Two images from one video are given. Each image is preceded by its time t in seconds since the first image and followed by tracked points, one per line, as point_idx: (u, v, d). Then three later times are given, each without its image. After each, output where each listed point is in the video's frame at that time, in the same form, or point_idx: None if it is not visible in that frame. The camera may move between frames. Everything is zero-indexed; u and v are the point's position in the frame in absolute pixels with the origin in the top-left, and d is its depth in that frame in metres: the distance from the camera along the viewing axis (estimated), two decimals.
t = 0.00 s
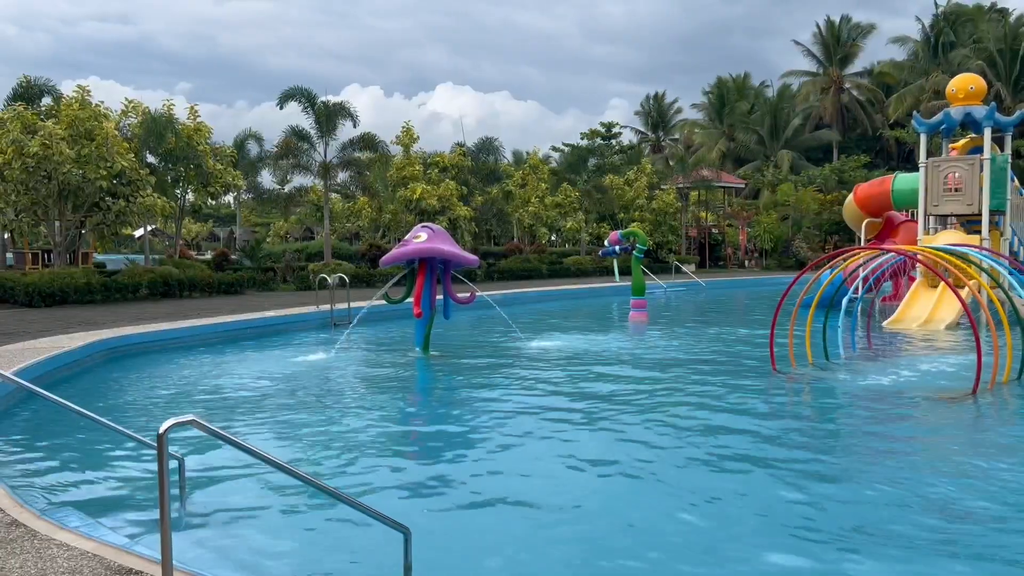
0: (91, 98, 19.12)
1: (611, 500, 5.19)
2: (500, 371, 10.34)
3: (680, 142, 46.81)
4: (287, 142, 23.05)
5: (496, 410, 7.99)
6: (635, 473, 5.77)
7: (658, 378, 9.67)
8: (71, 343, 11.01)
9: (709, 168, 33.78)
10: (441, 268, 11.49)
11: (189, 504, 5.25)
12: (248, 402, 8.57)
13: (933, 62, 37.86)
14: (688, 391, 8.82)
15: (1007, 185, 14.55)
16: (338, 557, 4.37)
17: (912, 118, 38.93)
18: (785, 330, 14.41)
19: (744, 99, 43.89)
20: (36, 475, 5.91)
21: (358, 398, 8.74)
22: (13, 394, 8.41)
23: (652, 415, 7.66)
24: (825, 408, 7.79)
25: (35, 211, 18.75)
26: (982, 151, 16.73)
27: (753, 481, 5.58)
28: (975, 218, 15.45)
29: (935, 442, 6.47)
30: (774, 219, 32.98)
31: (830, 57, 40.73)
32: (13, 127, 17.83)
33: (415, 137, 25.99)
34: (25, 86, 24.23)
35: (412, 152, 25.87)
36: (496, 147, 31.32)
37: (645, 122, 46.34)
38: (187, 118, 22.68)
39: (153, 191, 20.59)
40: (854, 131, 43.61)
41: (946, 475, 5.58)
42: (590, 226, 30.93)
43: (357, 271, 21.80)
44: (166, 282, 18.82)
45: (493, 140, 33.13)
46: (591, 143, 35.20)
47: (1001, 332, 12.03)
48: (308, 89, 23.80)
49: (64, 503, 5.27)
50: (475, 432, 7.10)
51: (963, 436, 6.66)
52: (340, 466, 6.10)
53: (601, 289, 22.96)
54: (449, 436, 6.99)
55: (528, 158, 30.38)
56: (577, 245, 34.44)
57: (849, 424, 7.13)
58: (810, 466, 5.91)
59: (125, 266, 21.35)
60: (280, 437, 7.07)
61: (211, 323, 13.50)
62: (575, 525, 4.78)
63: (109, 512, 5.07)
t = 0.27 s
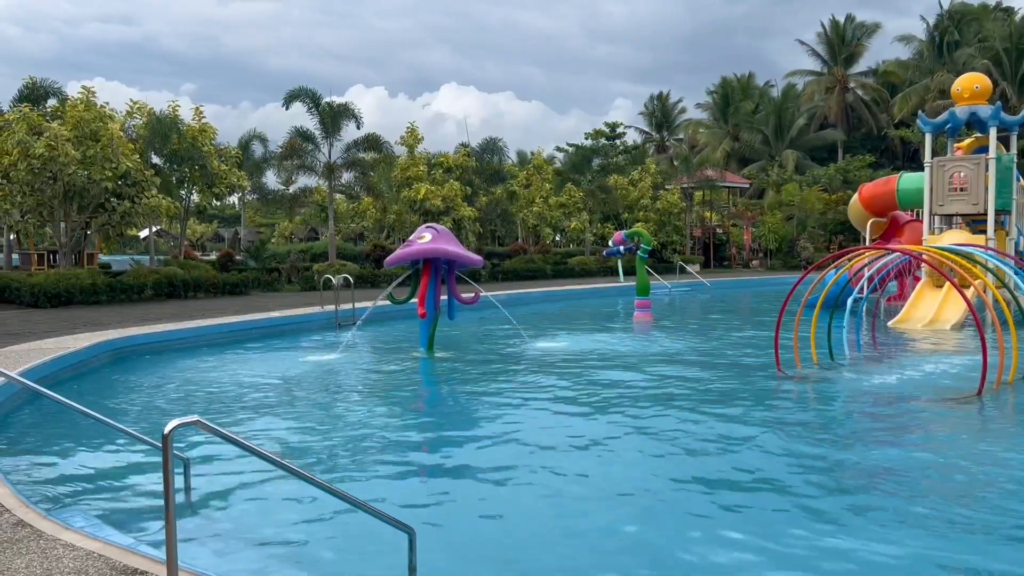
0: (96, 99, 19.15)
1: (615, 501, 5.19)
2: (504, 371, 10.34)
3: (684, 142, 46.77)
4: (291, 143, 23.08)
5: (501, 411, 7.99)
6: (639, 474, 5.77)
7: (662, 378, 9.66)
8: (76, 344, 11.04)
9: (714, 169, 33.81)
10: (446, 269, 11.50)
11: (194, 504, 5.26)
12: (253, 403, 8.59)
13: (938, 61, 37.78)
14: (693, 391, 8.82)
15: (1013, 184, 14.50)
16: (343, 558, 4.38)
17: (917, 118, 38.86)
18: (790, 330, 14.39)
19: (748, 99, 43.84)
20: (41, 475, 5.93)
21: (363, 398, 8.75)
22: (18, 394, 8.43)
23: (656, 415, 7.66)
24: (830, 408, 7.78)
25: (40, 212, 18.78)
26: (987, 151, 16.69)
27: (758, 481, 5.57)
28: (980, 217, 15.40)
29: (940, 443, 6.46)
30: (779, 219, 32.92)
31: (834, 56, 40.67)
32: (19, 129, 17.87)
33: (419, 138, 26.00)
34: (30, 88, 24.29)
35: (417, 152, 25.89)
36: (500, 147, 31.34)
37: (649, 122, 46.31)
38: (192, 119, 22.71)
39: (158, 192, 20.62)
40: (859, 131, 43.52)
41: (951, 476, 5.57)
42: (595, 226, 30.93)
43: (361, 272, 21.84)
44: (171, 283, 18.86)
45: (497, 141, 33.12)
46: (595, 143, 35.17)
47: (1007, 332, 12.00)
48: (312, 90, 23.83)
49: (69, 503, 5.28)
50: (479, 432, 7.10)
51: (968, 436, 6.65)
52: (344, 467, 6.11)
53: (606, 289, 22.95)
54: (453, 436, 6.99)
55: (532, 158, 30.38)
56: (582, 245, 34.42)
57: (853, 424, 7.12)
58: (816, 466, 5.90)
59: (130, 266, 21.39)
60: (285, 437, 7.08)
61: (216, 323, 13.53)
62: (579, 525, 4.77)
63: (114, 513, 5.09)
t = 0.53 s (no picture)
0: (98, 100, 19.17)
1: (616, 500, 5.20)
2: (506, 371, 10.34)
3: (686, 142, 46.77)
4: (293, 143, 23.10)
5: (502, 410, 8.00)
6: (641, 474, 5.77)
7: (663, 378, 9.66)
8: (79, 345, 11.07)
9: (715, 168, 33.82)
10: (447, 269, 11.51)
11: (195, 504, 5.27)
12: (254, 403, 8.60)
13: (940, 61, 37.76)
14: (694, 391, 8.82)
15: (1014, 184, 14.49)
16: (345, 558, 4.38)
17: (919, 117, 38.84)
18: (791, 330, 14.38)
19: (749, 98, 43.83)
20: (43, 475, 5.94)
21: (364, 398, 8.75)
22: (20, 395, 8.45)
23: (657, 415, 7.66)
24: (831, 408, 7.78)
25: (43, 213, 18.80)
26: (988, 150, 16.68)
27: (759, 481, 5.58)
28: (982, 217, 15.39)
29: (942, 442, 6.45)
30: (781, 218, 32.91)
31: (836, 56, 40.65)
32: (21, 130, 17.89)
33: (421, 138, 26.01)
34: (32, 88, 24.31)
35: (418, 153, 25.90)
36: (502, 147, 31.36)
37: (650, 122, 46.30)
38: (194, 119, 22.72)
39: (160, 193, 20.64)
40: (861, 130, 43.50)
41: (953, 476, 5.58)
42: (596, 226, 30.94)
43: (363, 272, 21.86)
44: (173, 283, 18.88)
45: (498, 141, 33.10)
46: (597, 143, 35.16)
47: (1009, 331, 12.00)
48: (314, 90, 23.84)
49: (71, 504, 5.30)
50: (481, 432, 7.10)
51: (970, 436, 6.65)
52: (346, 466, 6.12)
53: (607, 289, 22.95)
54: (454, 436, 6.99)
55: (534, 158, 30.38)
56: (583, 245, 34.42)
57: (855, 424, 7.12)
58: (818, 466, 5.90)
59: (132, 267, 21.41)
60: (286, 437, 7.08)
61: (219, 323, 13.56)
62: (580, 525, 4.78)
63: (116, 513, 5.10)
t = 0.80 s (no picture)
0: (96, 100, 19.15)
1: (616, 500, 5.21)
2: (504, 371, 10.32)
3: (684, 142, 46.79)
4: (291, 143, 23.09)
5: (501, 410, 8.00)
6: (640, 474, 5.76)
7: (662, 378, 9.67)
8: (77, 345, 11.06)
9: (714, 168, 33.83)
10: (446, 269, 11.51)
11: (193, 505, 5.27)
12: (253, 403, 8.59)
13: (938, 60, 37.76)
14: (693, 391, 8.82)
15: (1013, 183, 14.50)
16: (344, 558, 4.38)
17: (917, 117, 38.86)
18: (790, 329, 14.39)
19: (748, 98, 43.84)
20: (41, 476, 5.93)
21: (363, 399, 8.75)
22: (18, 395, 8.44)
23: (656, 415, 7.67)
24: (830, 408, 7.77)
25: (41, 213, 18.78)
26: (987, 149, 16.69)
27: (759, 480, 5.57)
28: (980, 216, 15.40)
29: (942, 441, 6.45)
30: (780, 218, 32.91)
31: (835, 56, 40.67)
32: (19, 130, 17.88)
33: (419, 138, 25.99)
34: (30, 89, 24.29)
35: (417, 153, 25.88)
36: (500, 147, 31.36)
37: (649, 122, 46.32)
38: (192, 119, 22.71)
39: (158, 193, 20.63)
40: (859, 130, 43.52)
41: (952, 475, 5.57)
42: (595, 226, 30.96)
43: (362, 272, 21.85)
44: (172, 284, 18.87)
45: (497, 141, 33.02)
46: (595, 143, 35.16)
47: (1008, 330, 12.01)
48: (312, 90, 23.83)
49: (69, 504, 5.29)
50: (479, 432, 7.09)
51: (969, 435, 6.64)
52: (345, 466, 6.12)
53: (606, 288, 22.95)
54: (453, 436, 6.99)
55: (532, 158, 30.36)
56: (582, 245, 34.41)
57: (853, 423, 7.13)
58: (817, 466, 5.89)
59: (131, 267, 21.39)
60: (285, 437, 7.07)
61: (218, 323, 13.57)
62: (579, 524, 4.77)
63: (114, 513, 5.09)
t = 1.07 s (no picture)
0: (90, 99, 19.11)
1: (611, 498, 5.21)
2: (499, 371, 10.33)
3: (679, 141, 46.86)
4: (285, 143, 23.06)
5: (496, 409, 8.00)
6: (636, 473, 5.75)
7: (657, 377, 9.68)
8: (71, 345, 11.05)
9: (709, 167, 33.87)
10: (441, 268, 11.50)
11: (188, 505, 5.25)
12: (248, 403, 8.59)
13: (932, 60, 37.85)
14: (687, 389, 8.84)
15: (1006, 182, 14.53)
16: (339, 557, 4.38)
17: (911, 116, 38.96)
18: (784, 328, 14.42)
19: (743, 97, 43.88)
20: (35, 476, 5.91)
21: (358, 398, 8.73)
22: (11, 396, 8.42)
23: (651, 414, 7.67)
24: (825, 406, 7.80)
25: (35, 213, 18.75)
26: (980, 148, 16.73)
27: (752, 479, 5.58)
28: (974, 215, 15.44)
29: (935, 440, 6.47)
30: (774, 217, 33.01)
31: (829, 55, 40.77)
32: (12, 130, 17.83)
33: (414, 137, 25.97)
34: (24, 88, 24.22)
35: (412, 152, 25.86)
36: (495, 147, 31.35)
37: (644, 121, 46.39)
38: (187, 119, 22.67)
39: (152, 192, 20.60)
40: (853, 129, 43.59)
41: (946, 473, 5.59)
42: (590, 225, 30.98)
43: (357, 272, 21.84)
44: (166, 283, 18.85)
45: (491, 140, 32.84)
46: (590, 142, 35.18)
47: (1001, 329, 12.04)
48: (306, 89, 23.79)
49: (64, 505, 5.28)
50: (474, 432, 7.09)
51: (962, 434, 6.66)
52: (340, 466, 6.12)
53: (602, 288, 22.98)
54: (448, 436, 6.99)
55: (527, 157, 30.33)
56: (577, 244, 34.44)
57: (848, 422, 7.14)
58: (811, 464, 5.91)
59: (126, 267, 21.37)
60: (280, 437, 7.06)
61: (213, 323, 13.54)
62: (574, 524, 4.78)
63: (108, 514, 5.08)
